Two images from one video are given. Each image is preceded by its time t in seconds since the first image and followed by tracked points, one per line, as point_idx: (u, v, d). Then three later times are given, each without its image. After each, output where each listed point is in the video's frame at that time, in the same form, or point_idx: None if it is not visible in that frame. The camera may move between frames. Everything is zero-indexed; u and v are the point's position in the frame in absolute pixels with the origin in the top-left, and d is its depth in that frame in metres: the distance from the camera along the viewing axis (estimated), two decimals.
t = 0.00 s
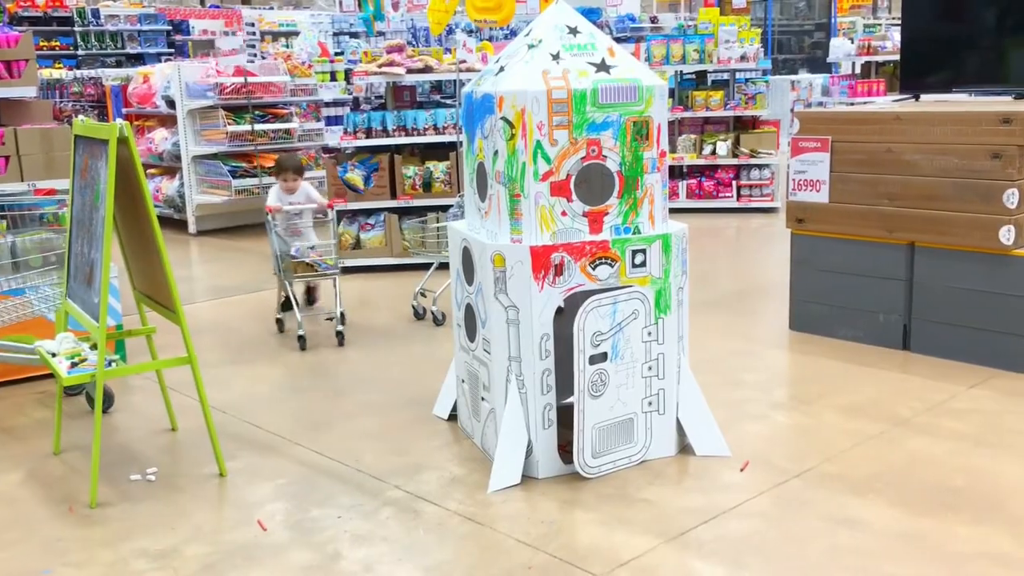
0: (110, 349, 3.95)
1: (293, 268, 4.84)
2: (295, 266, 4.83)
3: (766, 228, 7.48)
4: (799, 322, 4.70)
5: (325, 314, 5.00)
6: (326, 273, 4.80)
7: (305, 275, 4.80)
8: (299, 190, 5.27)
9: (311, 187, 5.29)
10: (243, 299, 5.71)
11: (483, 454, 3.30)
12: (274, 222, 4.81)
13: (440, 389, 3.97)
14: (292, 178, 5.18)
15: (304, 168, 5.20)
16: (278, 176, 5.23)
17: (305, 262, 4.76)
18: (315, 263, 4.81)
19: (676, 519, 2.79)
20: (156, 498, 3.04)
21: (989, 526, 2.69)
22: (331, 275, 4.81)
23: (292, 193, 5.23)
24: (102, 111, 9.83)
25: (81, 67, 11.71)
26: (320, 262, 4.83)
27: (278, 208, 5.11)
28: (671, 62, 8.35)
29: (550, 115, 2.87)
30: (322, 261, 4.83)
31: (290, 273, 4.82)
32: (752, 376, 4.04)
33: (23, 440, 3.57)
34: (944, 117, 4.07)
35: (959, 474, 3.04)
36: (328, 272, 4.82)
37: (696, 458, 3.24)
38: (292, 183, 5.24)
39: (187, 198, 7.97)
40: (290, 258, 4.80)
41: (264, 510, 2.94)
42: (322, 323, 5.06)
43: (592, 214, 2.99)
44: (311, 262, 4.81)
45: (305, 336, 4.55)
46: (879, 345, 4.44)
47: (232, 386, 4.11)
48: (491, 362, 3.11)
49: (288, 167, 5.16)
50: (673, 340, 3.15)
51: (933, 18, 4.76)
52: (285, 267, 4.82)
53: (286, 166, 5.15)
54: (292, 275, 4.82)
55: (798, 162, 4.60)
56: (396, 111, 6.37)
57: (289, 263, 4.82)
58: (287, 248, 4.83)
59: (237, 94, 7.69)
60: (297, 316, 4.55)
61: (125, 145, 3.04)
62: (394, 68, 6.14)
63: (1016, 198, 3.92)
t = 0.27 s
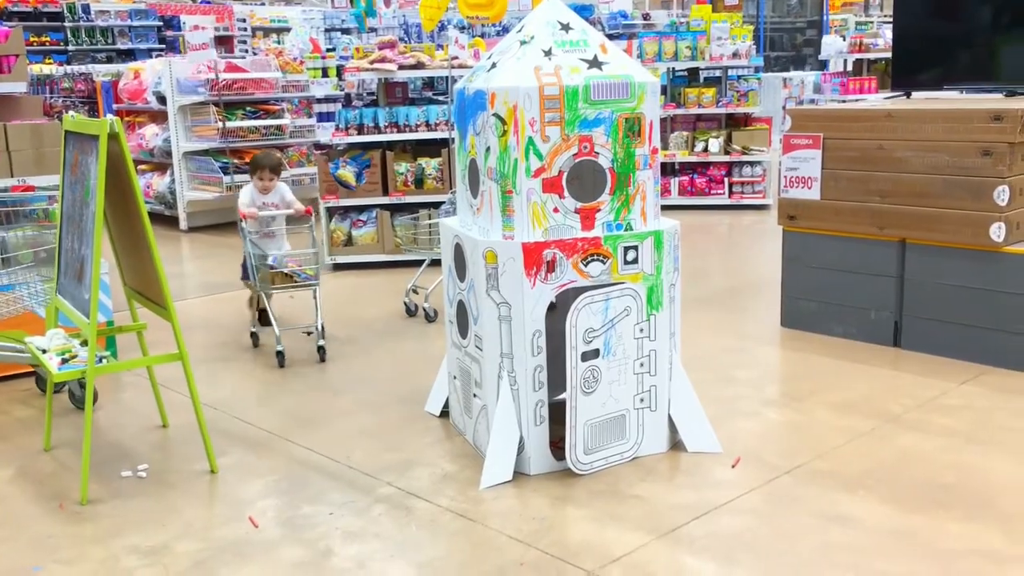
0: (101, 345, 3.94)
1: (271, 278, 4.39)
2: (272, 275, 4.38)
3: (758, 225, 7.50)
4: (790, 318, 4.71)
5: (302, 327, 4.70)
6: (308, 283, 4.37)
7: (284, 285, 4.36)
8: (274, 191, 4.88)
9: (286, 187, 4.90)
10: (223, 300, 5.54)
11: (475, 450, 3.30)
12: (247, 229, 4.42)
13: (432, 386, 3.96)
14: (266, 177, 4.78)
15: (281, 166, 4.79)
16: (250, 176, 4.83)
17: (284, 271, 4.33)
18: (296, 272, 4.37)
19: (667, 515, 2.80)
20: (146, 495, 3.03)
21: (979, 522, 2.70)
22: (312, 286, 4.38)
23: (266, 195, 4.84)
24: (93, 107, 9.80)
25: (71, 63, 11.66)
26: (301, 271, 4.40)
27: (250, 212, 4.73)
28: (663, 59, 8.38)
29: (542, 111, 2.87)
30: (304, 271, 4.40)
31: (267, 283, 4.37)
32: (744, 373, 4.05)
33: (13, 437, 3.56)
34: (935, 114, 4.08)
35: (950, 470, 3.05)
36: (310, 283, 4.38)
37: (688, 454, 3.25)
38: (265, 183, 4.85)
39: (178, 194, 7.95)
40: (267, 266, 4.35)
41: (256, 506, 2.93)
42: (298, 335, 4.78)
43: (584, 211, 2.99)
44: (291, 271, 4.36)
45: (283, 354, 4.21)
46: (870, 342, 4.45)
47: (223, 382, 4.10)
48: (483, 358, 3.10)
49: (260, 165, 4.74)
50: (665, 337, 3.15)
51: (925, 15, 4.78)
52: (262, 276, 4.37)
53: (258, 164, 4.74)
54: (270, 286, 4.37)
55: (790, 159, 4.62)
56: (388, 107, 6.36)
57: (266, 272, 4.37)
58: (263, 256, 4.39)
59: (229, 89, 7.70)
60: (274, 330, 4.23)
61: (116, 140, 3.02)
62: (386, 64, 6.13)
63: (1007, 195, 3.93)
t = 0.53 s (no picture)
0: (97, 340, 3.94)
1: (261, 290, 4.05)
2: (261, 287, 4.04)
3: (755, 220, 7.50)
4: (787, 314, 4.71)
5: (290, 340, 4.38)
6: (301, 293, 4.00)
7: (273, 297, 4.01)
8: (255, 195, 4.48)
9: (269, 190, 4.51)
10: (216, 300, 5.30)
11: (471, 445, 3.30)
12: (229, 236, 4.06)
13: (429, 381, 3.96)
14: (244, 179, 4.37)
15: (260, 168, 4.37)
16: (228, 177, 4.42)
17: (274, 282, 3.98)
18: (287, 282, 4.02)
19: (663, 510, 2.80)
20: (142, 490, 3.03)
21: (974, 517, 2.71)
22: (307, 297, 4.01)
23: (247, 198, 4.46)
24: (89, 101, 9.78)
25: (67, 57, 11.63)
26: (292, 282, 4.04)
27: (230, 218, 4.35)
28: (660, 55, 8.40)
29: (539, 106, 2.87)
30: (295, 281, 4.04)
31: (257, 296, 4.03)
32: (741, 368, 4.06)
33: (10, 431, 3.55)
34: (932, 110, 4.08)
35: (946, 465, 3.06)
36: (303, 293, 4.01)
37: (684, 449, 3.25)
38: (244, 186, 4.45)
39: (175, 189, 7.94)
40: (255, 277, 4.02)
41: (252, 501, 2.93)
42: (286, 349, 4.46)
43: (581, 206, 2.99)
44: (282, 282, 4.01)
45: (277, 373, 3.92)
46: (866, 338, 4.46)
47: (220, 377, 4.10)
48: (480, 354, 3.10)
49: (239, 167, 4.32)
50: (662, 332, 3.16)
51: (923, 11, 4.77)
52: (250, 288, 4.03)
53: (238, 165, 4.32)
54: (260, 298, 4.03)
55: (788, 154, 4.62)
56: (385, 102, 6.35)
57: (255, 284, 4.04)
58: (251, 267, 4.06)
59: (226, 84, 7.65)
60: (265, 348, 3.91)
61: (112, 135, 3.02)
62: (383, 59, 6.12)
63: (1004, 191, 3.93)
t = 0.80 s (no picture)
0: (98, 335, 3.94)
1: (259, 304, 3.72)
2: (260, 299, 3.72)
3: (756, 217, 7.50)
4: (788, 310, 4.71)
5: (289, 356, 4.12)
6: (304, 305, 3.68)
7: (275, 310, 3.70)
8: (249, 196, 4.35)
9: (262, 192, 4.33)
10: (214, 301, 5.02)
11: (472, 441, 3.30)
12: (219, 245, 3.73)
13: (429, 377, 3.96)
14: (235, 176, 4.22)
15: (252, 165, 4.23)
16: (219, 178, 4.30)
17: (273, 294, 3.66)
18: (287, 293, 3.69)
19: (663, 506, 2.80)
20: (143, 485, 3.04)
21: (973, 514, 2.71)
22: (311, 308, 3.69)
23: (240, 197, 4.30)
24: (90, 97, 9.78)
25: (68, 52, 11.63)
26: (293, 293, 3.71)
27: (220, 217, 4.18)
28: (661, 51, 8.38)
29: (540, 102, 2.87)
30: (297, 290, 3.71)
31: (257, 310, 3.72)
32: (742, 365, 4.06)
33: (11, 426, 3.55)
34: (934, 106, 4.08)
35: (945, 462, 3.06)
36: (306, 305, 3.69)
37: (684, 446, 3.26)
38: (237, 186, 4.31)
39: (176, 184, 7.93)
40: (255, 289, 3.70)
41: (253, 497, 2.94)
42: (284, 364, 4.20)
43: (582, 202, 2.99)
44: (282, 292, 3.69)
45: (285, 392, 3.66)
46: (867, 334, 4.46)
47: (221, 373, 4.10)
48: (480, 349, 3.10)
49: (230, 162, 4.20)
50: (663, 328, 3.16)
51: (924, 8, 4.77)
52: (248, 300, 3.72)
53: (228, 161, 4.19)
54: (261, 312, 3.72)
55: (789, 151, 4.62)
56: (386, 98, 6.35)
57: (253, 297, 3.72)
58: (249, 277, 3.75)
59: (226, 79, 7.69)
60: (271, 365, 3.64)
61: (113, 130, 3.02)
62: (385, 54, 6.11)
63: (1005, 187, 3.93)
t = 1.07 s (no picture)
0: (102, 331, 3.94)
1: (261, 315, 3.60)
2: (263, 310, 3.61)
3: (759, 213, 7.49)
4: (791, 307, 4.71)
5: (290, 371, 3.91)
6: (312, 315, 3.60)
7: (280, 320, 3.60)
8: (242, 201, 4.17)
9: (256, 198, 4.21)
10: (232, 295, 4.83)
11: (474, 438, 3.30)
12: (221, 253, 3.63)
13: (431, 373, 3.97)
14: (221, 182, 4.06)
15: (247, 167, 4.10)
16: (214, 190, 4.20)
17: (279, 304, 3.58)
18: (293, 303, 3.62)
19: (666, 503, 2.81)
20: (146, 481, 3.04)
21: (975, 511, 2.71)
22: (318, 319, 3.61)
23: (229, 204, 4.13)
24: (93, 92, 9.79)
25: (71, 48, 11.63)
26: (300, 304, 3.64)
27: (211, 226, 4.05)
28: (665, 47, 8.35)
29: (544, 99, 2.87)
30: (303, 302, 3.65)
31: (260, 321, 3.60)
32: (745, 361, 4.06)
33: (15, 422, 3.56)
34: (938, 103, 4.07)
35: (948, 459, 3.06)
36: (313, 316, 3.61)
37: (687, 442, 3.26)
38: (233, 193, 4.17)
39: (179, 180, 7.93)
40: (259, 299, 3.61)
41: (255, 492, 2.94)
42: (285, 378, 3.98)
43: (586, 198, 2.99)
44: (287, 303, 3.62)
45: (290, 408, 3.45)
46: (869, 331, 4.46)
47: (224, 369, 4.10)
48: (483, 346, 3.10)
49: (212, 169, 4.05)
50: (665, 325, 3.16)
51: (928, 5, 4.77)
52: (252, 309, 3.60)
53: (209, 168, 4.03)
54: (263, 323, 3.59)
55: (792, 148, 4.61)
56: (389, 94, 6.34)
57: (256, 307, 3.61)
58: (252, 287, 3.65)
59: (230, 75, 7.65)
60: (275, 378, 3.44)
61: (116, 126, 3.02)
62: (388, 50, 6.10)
63: (1009, 184, 3.92)
